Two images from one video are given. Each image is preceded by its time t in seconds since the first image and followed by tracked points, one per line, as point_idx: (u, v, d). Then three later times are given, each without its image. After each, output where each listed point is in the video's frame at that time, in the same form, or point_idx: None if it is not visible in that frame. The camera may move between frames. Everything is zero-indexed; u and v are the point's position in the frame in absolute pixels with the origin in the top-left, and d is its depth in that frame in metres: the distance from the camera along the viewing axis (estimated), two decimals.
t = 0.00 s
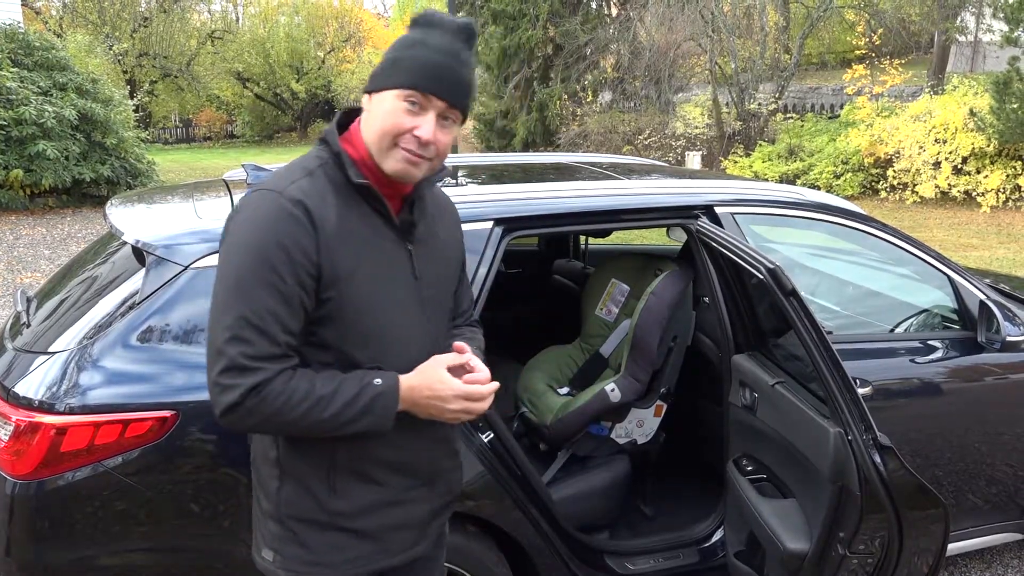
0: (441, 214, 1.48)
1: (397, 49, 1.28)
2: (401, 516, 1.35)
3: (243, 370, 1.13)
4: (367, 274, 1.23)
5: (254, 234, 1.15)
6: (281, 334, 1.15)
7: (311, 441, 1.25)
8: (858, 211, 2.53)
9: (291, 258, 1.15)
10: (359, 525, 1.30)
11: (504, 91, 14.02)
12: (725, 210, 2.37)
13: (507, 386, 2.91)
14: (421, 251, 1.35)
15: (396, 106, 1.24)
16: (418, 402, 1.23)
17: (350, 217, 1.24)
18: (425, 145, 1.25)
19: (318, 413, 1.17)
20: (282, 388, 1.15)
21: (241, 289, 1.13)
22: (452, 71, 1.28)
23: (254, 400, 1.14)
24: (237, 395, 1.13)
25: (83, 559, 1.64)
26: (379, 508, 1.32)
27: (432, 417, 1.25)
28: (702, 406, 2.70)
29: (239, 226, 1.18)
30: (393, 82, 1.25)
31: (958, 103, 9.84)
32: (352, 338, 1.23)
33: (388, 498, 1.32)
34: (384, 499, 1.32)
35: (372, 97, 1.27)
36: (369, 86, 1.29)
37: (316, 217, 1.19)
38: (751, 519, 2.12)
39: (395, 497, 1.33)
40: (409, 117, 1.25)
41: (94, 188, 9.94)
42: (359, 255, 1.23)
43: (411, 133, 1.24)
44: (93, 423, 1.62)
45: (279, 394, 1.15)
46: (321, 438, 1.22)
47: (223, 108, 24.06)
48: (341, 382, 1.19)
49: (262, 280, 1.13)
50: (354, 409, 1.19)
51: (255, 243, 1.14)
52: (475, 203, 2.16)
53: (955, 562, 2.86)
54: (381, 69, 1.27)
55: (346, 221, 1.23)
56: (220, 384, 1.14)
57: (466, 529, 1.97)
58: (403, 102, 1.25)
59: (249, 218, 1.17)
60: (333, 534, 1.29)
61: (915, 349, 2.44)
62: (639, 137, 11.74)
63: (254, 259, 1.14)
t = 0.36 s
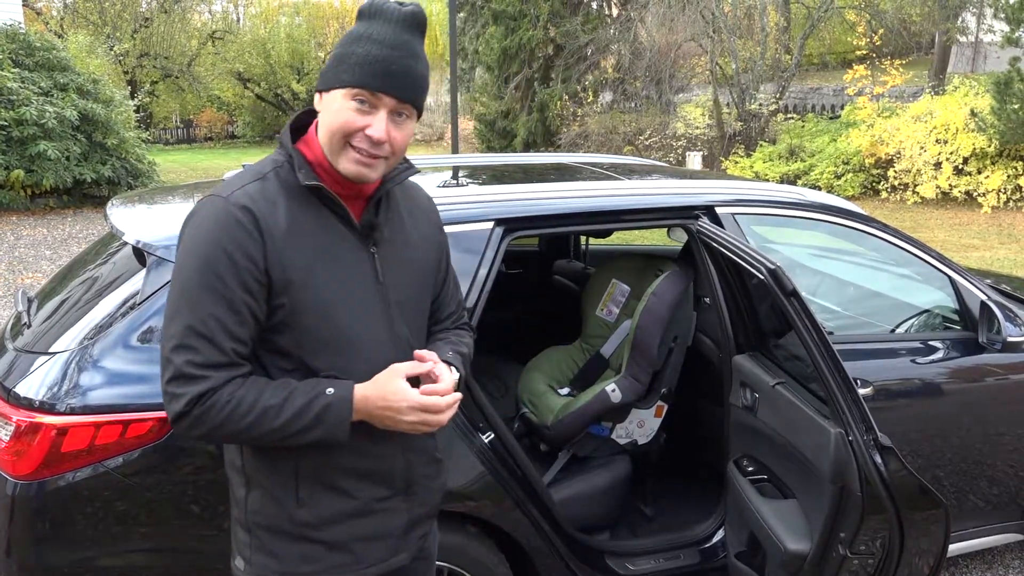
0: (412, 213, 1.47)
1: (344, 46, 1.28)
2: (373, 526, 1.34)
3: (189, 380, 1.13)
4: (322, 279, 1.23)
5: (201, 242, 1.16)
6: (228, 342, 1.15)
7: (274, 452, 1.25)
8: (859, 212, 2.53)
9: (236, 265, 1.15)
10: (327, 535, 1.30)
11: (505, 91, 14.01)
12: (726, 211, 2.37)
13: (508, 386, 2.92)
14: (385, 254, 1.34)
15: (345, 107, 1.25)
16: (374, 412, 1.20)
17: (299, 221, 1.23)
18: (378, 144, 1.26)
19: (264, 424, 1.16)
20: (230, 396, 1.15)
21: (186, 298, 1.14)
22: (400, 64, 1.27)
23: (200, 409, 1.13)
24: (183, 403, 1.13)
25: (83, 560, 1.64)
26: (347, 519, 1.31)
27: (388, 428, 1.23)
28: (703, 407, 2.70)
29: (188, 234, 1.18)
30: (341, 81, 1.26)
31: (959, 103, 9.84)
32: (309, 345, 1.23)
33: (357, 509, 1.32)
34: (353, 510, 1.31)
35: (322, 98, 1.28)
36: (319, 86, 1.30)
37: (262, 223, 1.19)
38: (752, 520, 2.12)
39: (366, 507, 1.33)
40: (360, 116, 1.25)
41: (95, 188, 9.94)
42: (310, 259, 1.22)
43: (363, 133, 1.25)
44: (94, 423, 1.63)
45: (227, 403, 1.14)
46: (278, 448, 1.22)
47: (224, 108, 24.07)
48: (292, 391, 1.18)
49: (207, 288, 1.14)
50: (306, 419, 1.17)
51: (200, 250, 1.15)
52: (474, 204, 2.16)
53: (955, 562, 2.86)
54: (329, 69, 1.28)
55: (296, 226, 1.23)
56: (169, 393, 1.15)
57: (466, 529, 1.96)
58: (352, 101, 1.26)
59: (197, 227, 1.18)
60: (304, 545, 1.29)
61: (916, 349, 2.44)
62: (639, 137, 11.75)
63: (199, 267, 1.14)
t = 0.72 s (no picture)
0: (384, 212, 1.47)
1: (314, 45, 1.27)
2: (353, 534, 1.34)
3: (161, 395, 1.12)
4: (295, 285, 1.22)
5: (167, 253, 1.14)
6: (199, 354, 1.14)
7: (250, 463, 1.25)
8: (860, 211, 2.53)
9: (206, 276, 1.14)
10: (308, 544, 1.30)
11: (505, 92, 14.01)
12: (728, 211, 2.37)
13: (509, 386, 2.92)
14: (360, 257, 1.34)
15: (319, 110, 1.24)
16: (353, 421, 1.20)
17: (268, 229, 1.23)
18: (355, 148, 1.26)
19: (239, 439, 1.16)
20: (205, 409, 1.14)
21: (154, 310, 1.13)
22: (373, 64, 1.27)
23: (174, 423, 1.13)
24: (157, 418, 1.12)
25: (84, 560, 1.64)
26: (328, 527, 1.31)
27: (368, 435, 1.23)
28: (702, 408, 2.71)
29: (153, 246, 1.17)
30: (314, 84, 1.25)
31: (961, 103, 9.83)
32: (283, 353, 1.23)
33: (338, 517, 1.32)
34: (334, 518, 1.31)
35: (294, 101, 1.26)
36: (289, 86, 1.28)
37: (231, 231, 1.18)
38: (754, 521, 2.12)
39: (347, 514, 1.33)
40: (334, 119, 1.25)
41: (96, 188, 9.94)
42: (282, 265, 1.22)
43: (339, 136, 1.25)
44: (95, 423, 1.63)
45: (202, 416, 1.13)
46: (255, 459, 1.21)
47: (225, 109, 24.08)
48: (269, 403, 1.18)
49: (176, 300, 1.13)
50: (283, 430, 1.17)
51: (166, 262, 1.13)
52: (475, 204, 2.15)
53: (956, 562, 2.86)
54: (298, 70, 1.26)
55: (266, 233, 1.22)
56: (141, 408, 1.13)
57: (466, 529, 1.96)
58: (326, 103, 1.25)
59: (163, 237, 1.17)
60: (285, 555, 1.29)
61: (917, 350, 2.44)
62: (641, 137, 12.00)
63: (167, 280, 1.13)
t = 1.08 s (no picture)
0: (361, 211, 1.47)
1: (306, 53, 1.21)
2: (350, 536, 1.34)
3: (153, 412, 1.12)
4: (280, 291, 1.22)
5: (147, 268, 1.13)
6: (187, 367, 1.14)
7: (243, 474, 1.24)
8: (862, 212, 2.52)
9: (190, 288, 1.13)
10: (305, 550, 1.30)
11: (506, 91, 14.02)
12: (728, 211, 2.37)
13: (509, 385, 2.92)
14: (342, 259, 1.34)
15: (323, 123, 1.21)
16: (348, 424, 1.21)
17: (250, 236, 1.22)
18: (358, 157, 1.26)
19: (233, 453, 1.16)
20: (198, 423, 1.14)
21: (140, 326, 1.12)
22: (369, 70, 1.25)
23: (168, 440, 1.12)
24: (150, 436, 1.12)
25: (85, 559, 1.64)
26: (326, 532, 1.31)
27: (364, 438, 1.24)
28: (702, 408, 2.71)
29: (132, 261, 1.15)
30: (313, 96, 1.20)
31: (962, 104, 9.83)
32: (273, 360, 1.22)
33: (334, 521, 1.32)
34: (330, 523, 1.31)
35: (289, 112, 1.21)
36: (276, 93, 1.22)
37: (213, 240, 1.17)
38: (755, 522, 2.12)
39: (343, 517, 1.33)
40: (337, 131, 1.23)
41: (97, 187, 9.94)
42: (266, 272, 1.21)
43: (343, 148, 1.24)
44: (95, 422, 1.62)
45: (195, 431, 1.13)
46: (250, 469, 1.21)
47: (225, 108, 24.08)
48: (262, 413, 1.18)
49: (160, 315, 1.12)
50: (279, 439, 1.18)
51: (147, 278, 1.12)
52: (475, 204, 2.16)
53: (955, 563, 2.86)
54: (291, 79, 1.20)
55: (248, 240, 1.21)
56: (132, 426, 1.13)
57: (466, 528, 1.96)
58: (327, 115, 1.22)
59: (141, 250, 1.15)
60: (281, 562, 1.29)
61: (918, 350, 2.44)
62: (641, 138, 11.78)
63: (150, 295, 1.12)
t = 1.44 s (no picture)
0: (356, 209, 1.47)
1: (320, 73, 1.19)
2: (360, 533, 1.34)
3: (164, 428, 1.13)
4: (285, 299, 1.22)
5: (152, 286, 1.12)
6: (196, 381, 1.14)
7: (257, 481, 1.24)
8: (862, 211, 2.52)
9: (194, 303, 1.13)
10: (319, 549, 1.29)
11: (506, 91, 14.02)
12: (728, 211, 2.36)
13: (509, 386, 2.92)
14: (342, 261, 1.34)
15: (346, 141, 1.23)
16: (359, 429, 1.22)
17: (250, 245, 1.21)
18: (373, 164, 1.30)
19: (249, 461, 1.17)
20: (210, 437, 1.14)
21: (145, 344, 1.11)
22: (377, 82, 1.25)
23: (181, 455, 1.13)
24: (164, 452, 1.13)
25: (85, 558, 1.64)
26: (337, 531, 1.31)
27: (375, 441, 1.24)
28: (702, 407, 2.71)
29: (133, 280, 1.14)
30: (333, 117, 1.20)
31: (962, 103, 9.83)
32: (279, 366, 1.23)
33: (346, 518, 1.32)
34: (342, 520, 1.31)
35: (307, 134, 1.20)
36: (290, 115, 1.19)
37: (215, 253, 1.17)
38: (756, 522, 2.12)
39: (353, 515, 1.33)
40: (357, 144, 1.25)
41: (97, 187, 9.94)
42: (270, 280, 1.21)
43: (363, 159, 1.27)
44: (96, 421, 1.62)
45: (207, 446, 1.14)
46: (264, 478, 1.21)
47: (226, 108, 24.08)
48: (273, 423, 1.19)
49: (166, 333, 1.12)
50: (291, 448, 1.18)
51: (150, 295, 1.12)
52: (476, 203, 2.16)
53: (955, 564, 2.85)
54: (306, 100, 1.18)
55: (250, 251, 1.21)
56: (144, 443, 1.13)
57: (467, 528, 1.96)
58: (348, 132, 1.23)
59: (143, 267, 1.14)
60: (296, 562, 1.28)
61: (918, 350, 2.44)
62: (641, 137, 11.94)
63: (156, 313, 1.11)
